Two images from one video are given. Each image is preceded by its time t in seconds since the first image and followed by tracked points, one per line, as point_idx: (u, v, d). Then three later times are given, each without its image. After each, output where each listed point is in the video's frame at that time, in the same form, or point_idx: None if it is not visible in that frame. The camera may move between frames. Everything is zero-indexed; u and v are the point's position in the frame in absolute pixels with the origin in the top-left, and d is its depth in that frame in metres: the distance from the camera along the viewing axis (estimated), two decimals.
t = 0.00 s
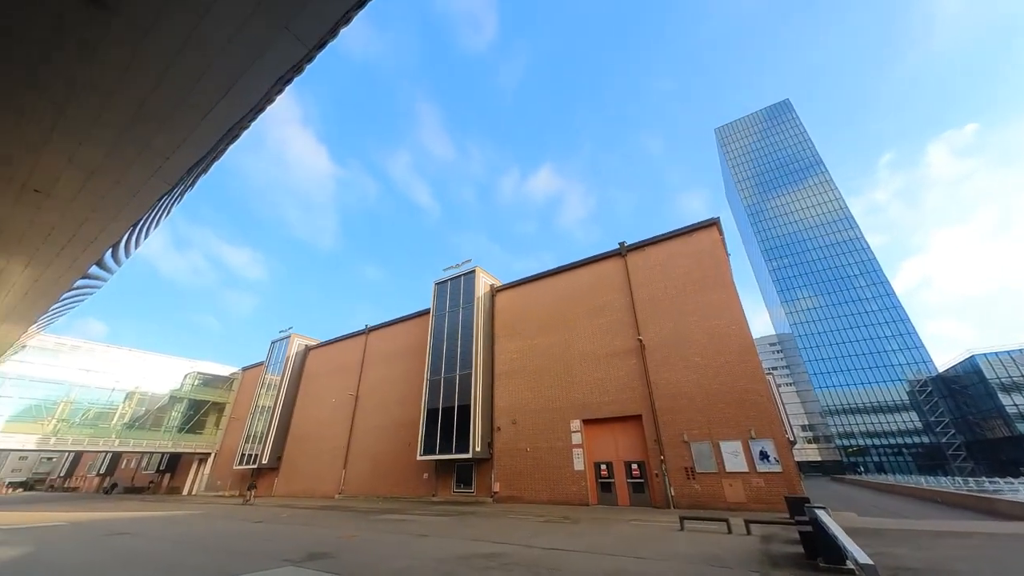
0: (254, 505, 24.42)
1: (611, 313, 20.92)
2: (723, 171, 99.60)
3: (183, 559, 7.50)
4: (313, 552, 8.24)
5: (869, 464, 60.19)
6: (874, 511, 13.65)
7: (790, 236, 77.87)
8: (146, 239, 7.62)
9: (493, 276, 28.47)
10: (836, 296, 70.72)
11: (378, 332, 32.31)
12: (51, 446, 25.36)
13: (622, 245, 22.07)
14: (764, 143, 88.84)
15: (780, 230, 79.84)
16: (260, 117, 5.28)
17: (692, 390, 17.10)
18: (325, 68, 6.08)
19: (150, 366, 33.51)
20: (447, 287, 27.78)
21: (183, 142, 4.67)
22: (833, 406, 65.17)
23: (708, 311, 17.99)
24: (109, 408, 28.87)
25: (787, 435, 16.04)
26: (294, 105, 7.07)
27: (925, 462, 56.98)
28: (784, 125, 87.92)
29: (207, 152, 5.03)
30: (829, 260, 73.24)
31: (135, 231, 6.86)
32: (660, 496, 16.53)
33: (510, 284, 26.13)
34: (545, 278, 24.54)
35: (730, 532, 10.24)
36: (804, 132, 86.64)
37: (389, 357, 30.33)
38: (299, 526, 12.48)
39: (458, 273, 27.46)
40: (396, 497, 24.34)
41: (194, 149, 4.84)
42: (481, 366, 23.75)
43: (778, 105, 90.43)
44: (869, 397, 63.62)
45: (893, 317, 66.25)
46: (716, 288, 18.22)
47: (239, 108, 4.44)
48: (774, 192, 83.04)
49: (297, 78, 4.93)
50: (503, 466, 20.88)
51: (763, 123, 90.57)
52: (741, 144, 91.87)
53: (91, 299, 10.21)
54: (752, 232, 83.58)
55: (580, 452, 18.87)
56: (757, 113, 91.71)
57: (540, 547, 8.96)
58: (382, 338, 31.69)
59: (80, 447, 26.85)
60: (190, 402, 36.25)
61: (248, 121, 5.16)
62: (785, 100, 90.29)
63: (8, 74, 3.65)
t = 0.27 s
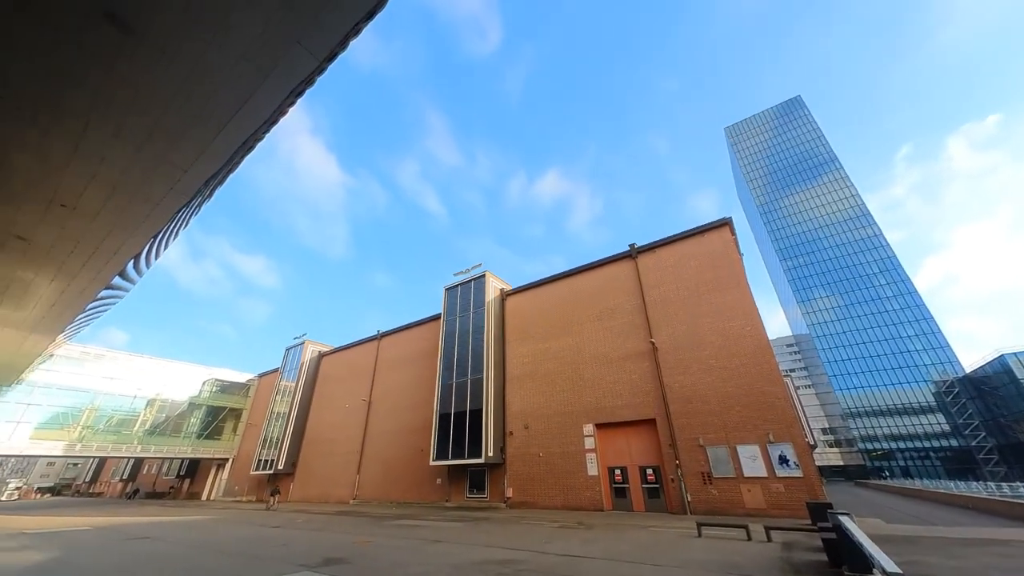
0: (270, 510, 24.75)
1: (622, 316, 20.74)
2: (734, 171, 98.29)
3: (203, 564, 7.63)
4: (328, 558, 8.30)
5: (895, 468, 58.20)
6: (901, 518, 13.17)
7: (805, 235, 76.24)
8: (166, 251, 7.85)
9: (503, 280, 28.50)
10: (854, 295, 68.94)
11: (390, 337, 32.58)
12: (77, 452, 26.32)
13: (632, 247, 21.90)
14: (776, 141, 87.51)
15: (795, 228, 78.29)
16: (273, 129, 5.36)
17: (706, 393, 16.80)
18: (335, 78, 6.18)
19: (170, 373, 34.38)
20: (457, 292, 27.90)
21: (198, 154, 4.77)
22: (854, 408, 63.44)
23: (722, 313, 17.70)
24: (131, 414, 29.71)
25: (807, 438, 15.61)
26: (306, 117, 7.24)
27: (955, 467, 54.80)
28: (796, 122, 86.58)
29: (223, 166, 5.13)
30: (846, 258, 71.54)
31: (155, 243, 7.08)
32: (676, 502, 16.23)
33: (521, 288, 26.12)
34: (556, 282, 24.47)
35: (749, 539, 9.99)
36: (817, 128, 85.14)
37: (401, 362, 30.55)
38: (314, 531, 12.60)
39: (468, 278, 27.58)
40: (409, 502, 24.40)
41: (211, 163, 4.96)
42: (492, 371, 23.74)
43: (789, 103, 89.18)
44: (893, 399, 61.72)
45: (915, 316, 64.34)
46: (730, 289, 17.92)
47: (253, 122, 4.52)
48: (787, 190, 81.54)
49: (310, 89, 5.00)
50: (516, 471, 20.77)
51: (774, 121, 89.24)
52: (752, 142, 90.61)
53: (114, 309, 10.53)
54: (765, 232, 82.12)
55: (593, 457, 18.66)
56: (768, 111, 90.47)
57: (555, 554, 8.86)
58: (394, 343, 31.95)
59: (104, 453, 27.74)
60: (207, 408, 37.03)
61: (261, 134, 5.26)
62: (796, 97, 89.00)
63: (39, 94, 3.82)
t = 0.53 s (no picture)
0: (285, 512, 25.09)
1: (632, 316, 20.57)
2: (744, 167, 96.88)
3: (220, 565, 7.74)
4: (342, 560, 8.36)
5: (918, 469, 56.76)
6: (925, 521, 12.78)
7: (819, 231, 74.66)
8: (182, 259, 8.05)
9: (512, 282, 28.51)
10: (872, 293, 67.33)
11: (400, 341, 32.82)
12: (100, 456, 27.09)
13: (641, 247, 21.73)
14: (787, 136, 86.03)
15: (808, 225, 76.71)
16: (284, 137, 5.46)
17: (720, 393, 16.55)
18: (343, 86, 6.27)
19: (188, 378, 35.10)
20: (466, 295, 28.00)
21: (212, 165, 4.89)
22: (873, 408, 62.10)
23: (734, 312, 17.44)
24: (151, 419, 30.36)
25: (825, 439, 15.27)
26: (315, 123, 7.36)
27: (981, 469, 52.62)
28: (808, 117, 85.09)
29: (236, 175, 5.25)
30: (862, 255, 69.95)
31: (172, 251, 7.26)
32: (690, 504, 15.99)
33: (530, 290, 26.09)
34: (565, 283, 24.40)
35: (767, 543, 9.80)
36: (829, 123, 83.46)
37: (412, 365, 30.73)
38: (328, 534, 12.70)
39: (477, 280, 27.66)
40: (421, 505, 24.49)
41: (224, 173, 5.08)
42: (502, 373, 23.73)
43: (800, 98, 87.71)
44: (915, 398, 60.33)
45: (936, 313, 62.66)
46: (742, 288, 17.65)
47: (264, 132, 4.61)
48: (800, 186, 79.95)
49: (319, 98, 5.08)
50: (528, 473, 20.70)
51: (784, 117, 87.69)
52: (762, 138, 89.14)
53: (134, 315, 10.81)
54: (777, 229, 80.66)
55: (605, 459, 18.51)
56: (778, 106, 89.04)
57: (568, 557, 8.80)
58: (405, 346, 32.17)
59: (126, 456, 28.35)
60: (224, 412, 37.72)
61: (273, 143, 5.36)
62: (807, 91, 87.49)
63: (62, 109, 3.96)
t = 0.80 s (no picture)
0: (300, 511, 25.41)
1: (642, 315, 20.41)
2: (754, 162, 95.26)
3: (238, 564, 7.87)
4: (356, 558, 8.45)
5: (940, 468, 55.17)
6: (948, 521, 12.45)
7: (834, 225, 72.99)
8: (196, 263, 8.20)
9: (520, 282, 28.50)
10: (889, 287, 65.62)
11: (410, 341, 33.07)
12: (121, 456, 27.59)
13: (650, 244, 21.53)
14: (798, 129, 84.32)
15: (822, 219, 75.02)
16: (294, 142, 5.54)
17: (733, 391, 16.32)
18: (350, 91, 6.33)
19: (204, 379, 35.92)
20: (475, 295, 28.08)
21: (224, 170, 4.98)
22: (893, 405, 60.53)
23: (746, 309, 17.18)
24: (170, 419, 31.04)
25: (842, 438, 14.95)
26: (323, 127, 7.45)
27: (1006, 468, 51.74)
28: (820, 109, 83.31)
29: (247, 180, 5.34)
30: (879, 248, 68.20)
31: (186, 256, 7.39)
32: (704, 504, 15.81)
33: (538, 289, 26.06)
34: (574, 282, 24.30)
35: (784, 543, 9.62)
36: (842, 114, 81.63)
37: (422, 365, 30.94)
38: (343, 533, 12.85)
39: (485, 280, 27.71)
40: (434, 504, 24.65)
41: (237, 178, 5.16)
42: (512, 372, 23.74)
43: (812, 89, 85.95)
44: (936, 395, 58.81)
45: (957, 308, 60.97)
46: (754, 284, 17.38)
47: (274, 137, 4.68)
48: (812, 179, 78.28)
49: (327, 102, 5.14)
50: (539, 473, 20.69)
51: (795, 109, 85.94)
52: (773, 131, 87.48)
53: (152, 319, 11.06)
54: (790, 223, 79.13)
55: (617, 459, 18.39)
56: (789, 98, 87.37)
57: (581, 556, 8.77)
58: (415, 347, 32.40)
59: (146, 457, 28.90)
60: (239, 413, 38.42)
61: (284, 147, 5.42)
62: (818, 83, 85.70)
63: (81, 119, 4.08)
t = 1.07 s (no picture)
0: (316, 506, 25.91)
1: (652, 310, 20.24)
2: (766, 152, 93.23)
3: (258, 557, 8.06)
4: (372, 552, 8.61)
5: (962, 462, 53.94)
6: (969, 517, 12.19)
7: (849, 215, 71.16)
8: (211, 265, 8.37)
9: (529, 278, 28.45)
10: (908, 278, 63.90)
11: (421, 339, 33.31)
12: (144, 452, 28.56)
13: (660, 238, 21.28)
14: (812, 117, 82.20)
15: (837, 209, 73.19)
16: (302, 143, 5.59)
17: (746, 386, 16.12)
18: (357, 90, 6.33)
19: (221, 377, 36.59)
20: (483, 291, 28.15)
21: (235, 173, 5.06)
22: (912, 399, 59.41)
23: (759, 302, 16.92)
24: (189, 417, 31.85)
25: (859, 432, 14.69)
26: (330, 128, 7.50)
27: None
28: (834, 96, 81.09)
29: (258, 182, 5.41)
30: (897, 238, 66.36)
31: (201, 258, 7.55)
32: (717, 499, 15.71)
33: (547, 285, 25.99)
34: (583, 277, 24.17)
35: (799, 539, 9.51)
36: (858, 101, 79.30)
37: (433, 362, 31.17)
38: (358, 527, 13.08)
39: (494, 277, 27.74)
40: (446, 499, 24.93)
41: (249, 180, 5.24)
42: (522, 369, 23.78)
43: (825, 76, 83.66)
44: (958, 389, 57.51)
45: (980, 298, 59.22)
46: (767, 277, 17.09)
47: (283, 139, 4.73)
48: (827, 168, 76.31)
49: (335, 102, 5.17)
50: (550, 468, 20.76)
51: (809, 96, 83.80)
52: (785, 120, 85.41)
53: (169, 319, 11.33)
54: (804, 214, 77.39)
55: (628, 454, 18.35)
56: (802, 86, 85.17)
57: (593, 551, 8.78)
58: (425, 344, 32.64)
59: (167, 453, 29.97)
60: (255, 411, 39.25)
61: (294, 148, 5.48)
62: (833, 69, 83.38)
63: (97, 125, 4.17)
